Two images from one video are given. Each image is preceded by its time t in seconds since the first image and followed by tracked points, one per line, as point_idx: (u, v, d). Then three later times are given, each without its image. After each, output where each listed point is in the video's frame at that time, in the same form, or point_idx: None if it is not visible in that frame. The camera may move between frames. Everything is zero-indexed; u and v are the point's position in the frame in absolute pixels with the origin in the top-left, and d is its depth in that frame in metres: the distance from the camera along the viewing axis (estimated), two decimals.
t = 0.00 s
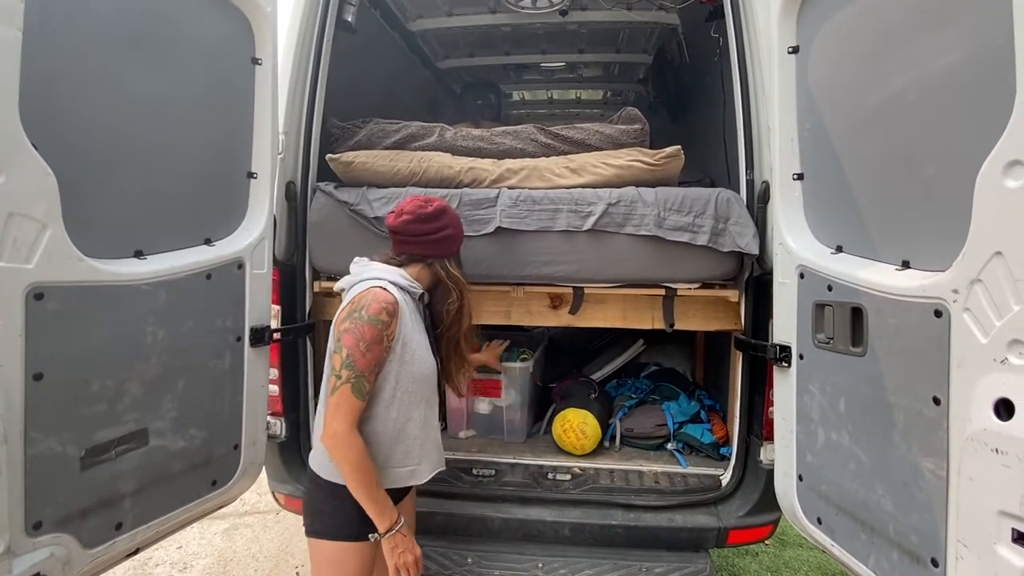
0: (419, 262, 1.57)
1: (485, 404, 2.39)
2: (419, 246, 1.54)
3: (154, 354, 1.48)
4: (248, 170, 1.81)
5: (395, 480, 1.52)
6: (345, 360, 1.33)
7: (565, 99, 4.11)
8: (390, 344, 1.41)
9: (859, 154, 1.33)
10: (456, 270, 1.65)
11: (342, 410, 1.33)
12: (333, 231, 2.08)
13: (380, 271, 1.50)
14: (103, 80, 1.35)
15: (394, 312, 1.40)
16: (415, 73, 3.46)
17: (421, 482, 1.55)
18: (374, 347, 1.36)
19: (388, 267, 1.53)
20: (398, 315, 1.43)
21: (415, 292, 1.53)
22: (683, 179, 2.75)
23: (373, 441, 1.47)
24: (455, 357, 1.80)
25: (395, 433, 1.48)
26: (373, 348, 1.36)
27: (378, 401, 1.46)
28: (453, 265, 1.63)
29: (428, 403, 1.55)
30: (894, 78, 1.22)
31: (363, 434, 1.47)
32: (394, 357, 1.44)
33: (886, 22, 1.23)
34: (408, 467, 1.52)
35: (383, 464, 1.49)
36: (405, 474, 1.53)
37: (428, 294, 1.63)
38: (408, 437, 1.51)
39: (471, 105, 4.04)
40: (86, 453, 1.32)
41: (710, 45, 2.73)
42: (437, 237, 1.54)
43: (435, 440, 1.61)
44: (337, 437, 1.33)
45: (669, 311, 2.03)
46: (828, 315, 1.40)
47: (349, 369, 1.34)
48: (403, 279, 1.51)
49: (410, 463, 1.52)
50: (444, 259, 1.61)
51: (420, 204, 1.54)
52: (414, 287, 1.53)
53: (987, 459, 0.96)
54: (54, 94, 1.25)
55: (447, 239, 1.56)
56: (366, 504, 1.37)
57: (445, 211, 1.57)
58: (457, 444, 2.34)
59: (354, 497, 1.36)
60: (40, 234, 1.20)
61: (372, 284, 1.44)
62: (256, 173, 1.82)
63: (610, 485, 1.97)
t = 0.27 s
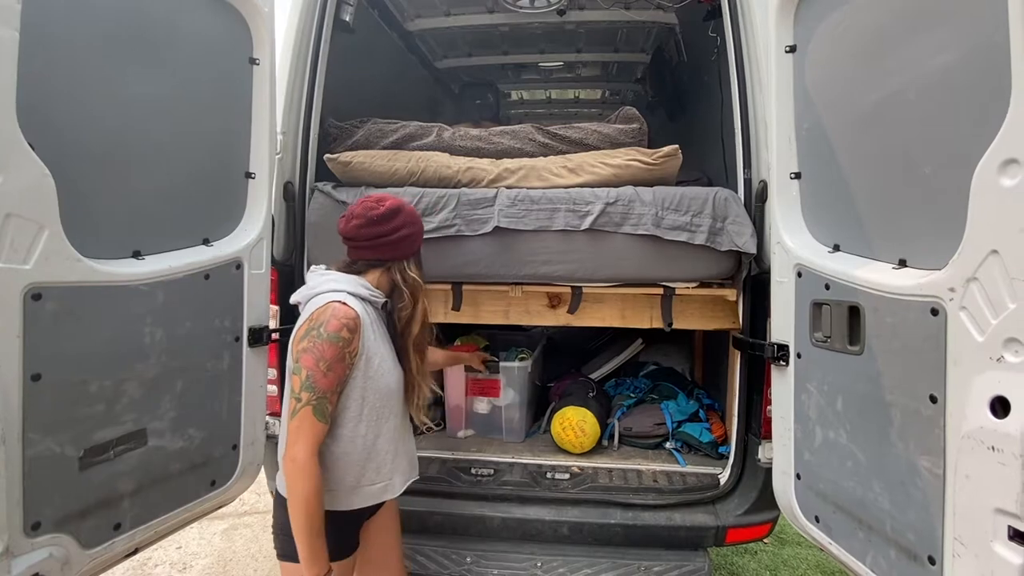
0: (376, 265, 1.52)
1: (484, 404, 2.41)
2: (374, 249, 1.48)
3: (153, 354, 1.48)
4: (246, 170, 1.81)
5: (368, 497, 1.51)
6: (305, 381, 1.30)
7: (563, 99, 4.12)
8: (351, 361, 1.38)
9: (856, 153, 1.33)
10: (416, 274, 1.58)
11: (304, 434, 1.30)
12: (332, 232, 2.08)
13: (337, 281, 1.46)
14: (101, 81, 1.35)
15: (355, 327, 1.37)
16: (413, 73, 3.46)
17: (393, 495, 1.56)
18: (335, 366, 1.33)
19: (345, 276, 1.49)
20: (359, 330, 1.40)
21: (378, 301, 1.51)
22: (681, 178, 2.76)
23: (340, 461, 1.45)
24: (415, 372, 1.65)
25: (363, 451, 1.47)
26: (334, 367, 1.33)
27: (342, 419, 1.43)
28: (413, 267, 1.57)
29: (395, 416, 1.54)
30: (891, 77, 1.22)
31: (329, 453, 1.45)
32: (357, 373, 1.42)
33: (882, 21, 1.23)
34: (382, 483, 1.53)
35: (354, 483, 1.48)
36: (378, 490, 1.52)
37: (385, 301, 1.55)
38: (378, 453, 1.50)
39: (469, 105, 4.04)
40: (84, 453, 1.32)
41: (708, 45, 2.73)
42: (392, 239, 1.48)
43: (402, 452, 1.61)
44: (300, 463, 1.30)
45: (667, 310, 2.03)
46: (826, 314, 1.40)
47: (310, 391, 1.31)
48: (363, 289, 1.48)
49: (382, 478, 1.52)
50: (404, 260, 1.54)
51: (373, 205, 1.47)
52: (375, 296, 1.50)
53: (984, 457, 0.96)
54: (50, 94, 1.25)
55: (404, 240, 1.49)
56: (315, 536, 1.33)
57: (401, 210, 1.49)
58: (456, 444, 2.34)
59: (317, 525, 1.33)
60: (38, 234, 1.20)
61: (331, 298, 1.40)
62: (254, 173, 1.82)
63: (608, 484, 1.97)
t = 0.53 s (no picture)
0: (347, 264, 1.52)
1: (482, 403, 2.39)
2: (341, 248, 1.48)
3: (150, 354, 1.48)
4: (243, 170, 1.81)
5: (343, 501, 1.48)
6: (272, 379, 1.29)
7: (562, 98, 4.12)
8: (322, 360, 1.36)
9: (853, 151, 1.33)
10: (388, 272, 1.56)
11: (269, 433, 1.28)
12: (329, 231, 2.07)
13: (308, 280, 1.45)
14: (97, 80, 1.35)
15: (326, 326, 1.36)
16: (411, 72, 3.45)
17: (371, 499, 1.53)
18: (303, 364, 1.31)
19: (317, 275, 1.48)
20: (331, 329, 1.38)
21: (351, 300, 1.49)
22: (679, 177, 2.76)
23: (312, 463, 1.42)
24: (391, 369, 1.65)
25: (337, 452, 1.44)
26: (302, 364, 1.31)
27: (314, 420, 1.41)
28: (384, 265, 1.56)
29: (371, 418, 1.51)
30: (887, 75, 1.22)
31: (301, 456, 1.42)
32: (329, 373, 1.40)
33: (879, 19, 1.23)
34: (358, 486, 1.50)
35: (329, 486, 1.45)
36: (354, 493, 1.49)
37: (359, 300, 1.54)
38: (353, 455, 1.48)
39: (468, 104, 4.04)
40: (81, 454, 1.32)
41: (705, 43, 2.73)
42: (358, 238, 1.47)
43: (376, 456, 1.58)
44: (263, 462, 1.27)
45: (666, 309, 2.03)
46: (823, 312, 1.40)
47: (275, 389, 1.29)
48: (336, 288, 1.47)
49: (358, 480, 1.49)
50: (375, 258, 1.53)
51: (338, 204, 1.46)
52: (349, 295, 1.49)
53: (981, 455, 0.96)
54: (46, 94, 1.25)
55: (371, 238, 1.48)
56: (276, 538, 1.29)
57: (367, 208, 1.48)
58: (454, 443, 2.34)
59: (278, 528, 1.29)
60: (33, 234, 1.20)
61: (303, 297, 1.39)
62: (252, 172, 1.82)
63: (606, 482, 1.97)
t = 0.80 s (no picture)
0: (333, 268, 1.51)
1: (480, 403, 2.38)
2: (326, 252, 1.47)
3: (146, 354, 1.47)
4: (240, 169, 1.80)
5: (326, 505, 1.47)
6: (255, 377, 1.28)
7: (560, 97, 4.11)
8: (307, 359, 1.36)
9: (850, 149, 1.33)
10: (373, 274, 1.56)
11: (253, 433, 1.27)
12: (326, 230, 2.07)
13: (293, 281, 1.45)
14: (93, 79, 1.35)
15: (310, 324, 1.36)
16: (409, 71, 3.45)
17: (355, 504, 1.52)
18: (287, 362, 1.31)
19: (303, 277, 1.48)
20: (316, 328, 1.38)
21: (338, 302, 1.48)
22: (677, 175, 2.75)
23: (296, 465, 1.41)
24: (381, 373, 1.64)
25: (320, 455, 1.43)
26: (286, 363, 1.31)
27: (298, 422, 1.40)
28: (369, 267, 1.56)
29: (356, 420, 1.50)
30: (884, 72, 1.22)
31: (284, 458, 1.40)
32: (314, 373, 1.39)
33: (875, 16, 1.23)
34: (341, 490, 1.49)
35: (312, 490, 1.44)
36: (337, 497, 1.48)
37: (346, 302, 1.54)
38: (336, 458, 1.47)
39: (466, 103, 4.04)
40: (78, 454, 1.31)
41: (703, 42, 2.73)
42: (341, 242, 1.46)
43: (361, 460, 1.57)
44: (248, 463, 1.26)
45: (664, 307, 2.02)
46: (821, 310, 1.40)
47: (259, 387, 1.28)
48: (322, 289, 1.46)
49: (342, 485, 1.48)
50: (359, 261, 1.53)
51: (321, 208, 1.45)
52: (335, 297, 1.48)
53: (979, 452, 0.96)
54: (41, 93, 1.24)
55: (355, 242, 1.48)
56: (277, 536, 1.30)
57: (351, 212, 1.47)
58: (453, 442, 2.34)
59: (271, 527, 1.29)
60: (29, 234, 1.20)
61: (288, 296, 1.39)
62: (248, 172, 1.82)
63: (605, 481, 1.97)
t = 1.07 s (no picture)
0: (323, 267, 1.50)
1: (476, 406, 2.33)
2: (316, 250, 1.47)
3: (144, 354, 1.47)
4: (238, 169, 1.80)
5: (320, 506, 1.48)
6: (249, 379, 1.27)
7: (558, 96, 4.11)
8: (302, 361, 1.35)
9: (848, 148, 1.33)
10: (365, 274, 1.56)
11: (246, 435, 1.26)
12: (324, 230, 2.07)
13: (286, 282, 1.43)
14: (90, 79, 1.34)
15: (306, 326, 1.34)
16: (407, 71, 3.45)
17: (348, 504, 1.53)
18: (283, 364, 1.30)
19: (295, 278, 1.46)
20: (312, 329, 1.37)
21: (331, 303, 1.47)
22: (675, 175, 2.75)
23: (290, 468, 1.40)
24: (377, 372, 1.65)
25: (314, 457, 1.43)
26: (282, 365, 1.30)
27: (292, 424, 1.39)
28: (360, 268, 1.55)
29: (350, 422, 1.50)
30: (882, 70, 1.21)
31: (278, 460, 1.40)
32: (309, 375, 1.38)
33: (873, 15, 1.23)
34: (335, 492, 1.50)
35: (305, 491, 1.44)
36: (331, 499, 1.49)
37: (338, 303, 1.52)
38: (331, 460, 1.47)
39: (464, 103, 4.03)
40: (75, 454, 1.31)
41: (701, 41, 2.73)
42: (333, 240, 1.46)
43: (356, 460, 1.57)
44: (241, 466, 1.25)
45: (662, 307, 2.02)
46: (819, 309, 1.40)
47: (253, 389, 1.27)
48: (316, 290, 1.45)
49: (335, 487, 1.49)
50: (350, 261, 1.52)
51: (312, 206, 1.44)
52: (328, 299, 1.47)
53: (976, 451, 0.96)
54: (38, 93, 1.24)
55: (346, 241, 1.47)
56: (273, 537, 1.29)
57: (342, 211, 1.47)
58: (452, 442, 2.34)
59: (268, 528, 1.29)
60: (25, 235, 1.19)
61: (282, 297, 1.37)
62: (246, 172, 1.81)
63: (603, 481, 1.97)
